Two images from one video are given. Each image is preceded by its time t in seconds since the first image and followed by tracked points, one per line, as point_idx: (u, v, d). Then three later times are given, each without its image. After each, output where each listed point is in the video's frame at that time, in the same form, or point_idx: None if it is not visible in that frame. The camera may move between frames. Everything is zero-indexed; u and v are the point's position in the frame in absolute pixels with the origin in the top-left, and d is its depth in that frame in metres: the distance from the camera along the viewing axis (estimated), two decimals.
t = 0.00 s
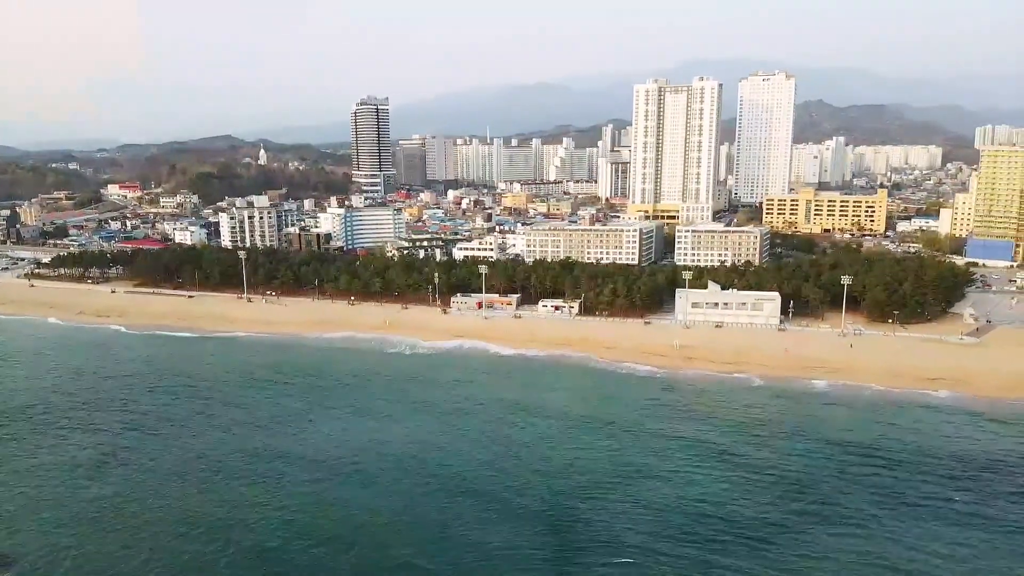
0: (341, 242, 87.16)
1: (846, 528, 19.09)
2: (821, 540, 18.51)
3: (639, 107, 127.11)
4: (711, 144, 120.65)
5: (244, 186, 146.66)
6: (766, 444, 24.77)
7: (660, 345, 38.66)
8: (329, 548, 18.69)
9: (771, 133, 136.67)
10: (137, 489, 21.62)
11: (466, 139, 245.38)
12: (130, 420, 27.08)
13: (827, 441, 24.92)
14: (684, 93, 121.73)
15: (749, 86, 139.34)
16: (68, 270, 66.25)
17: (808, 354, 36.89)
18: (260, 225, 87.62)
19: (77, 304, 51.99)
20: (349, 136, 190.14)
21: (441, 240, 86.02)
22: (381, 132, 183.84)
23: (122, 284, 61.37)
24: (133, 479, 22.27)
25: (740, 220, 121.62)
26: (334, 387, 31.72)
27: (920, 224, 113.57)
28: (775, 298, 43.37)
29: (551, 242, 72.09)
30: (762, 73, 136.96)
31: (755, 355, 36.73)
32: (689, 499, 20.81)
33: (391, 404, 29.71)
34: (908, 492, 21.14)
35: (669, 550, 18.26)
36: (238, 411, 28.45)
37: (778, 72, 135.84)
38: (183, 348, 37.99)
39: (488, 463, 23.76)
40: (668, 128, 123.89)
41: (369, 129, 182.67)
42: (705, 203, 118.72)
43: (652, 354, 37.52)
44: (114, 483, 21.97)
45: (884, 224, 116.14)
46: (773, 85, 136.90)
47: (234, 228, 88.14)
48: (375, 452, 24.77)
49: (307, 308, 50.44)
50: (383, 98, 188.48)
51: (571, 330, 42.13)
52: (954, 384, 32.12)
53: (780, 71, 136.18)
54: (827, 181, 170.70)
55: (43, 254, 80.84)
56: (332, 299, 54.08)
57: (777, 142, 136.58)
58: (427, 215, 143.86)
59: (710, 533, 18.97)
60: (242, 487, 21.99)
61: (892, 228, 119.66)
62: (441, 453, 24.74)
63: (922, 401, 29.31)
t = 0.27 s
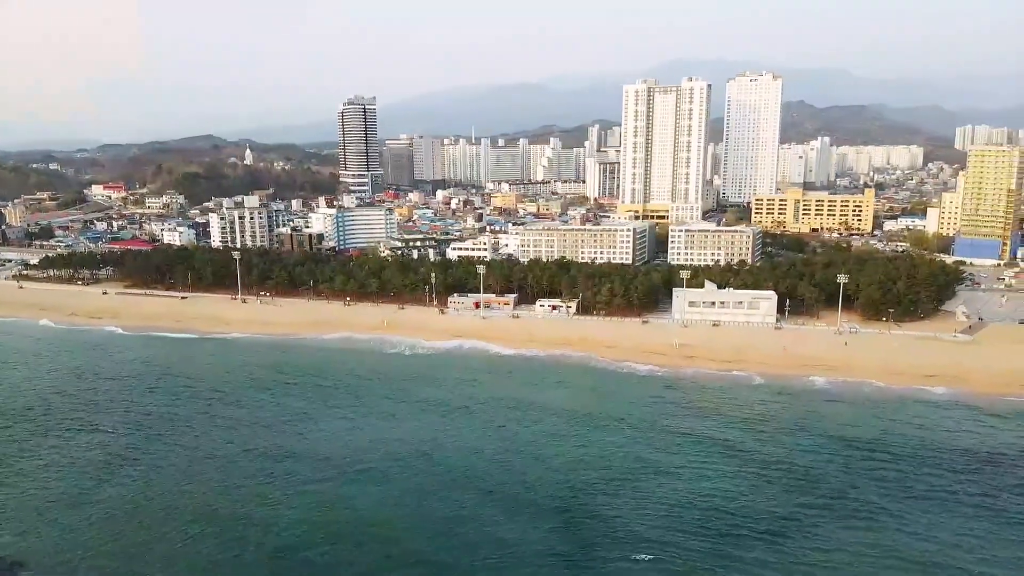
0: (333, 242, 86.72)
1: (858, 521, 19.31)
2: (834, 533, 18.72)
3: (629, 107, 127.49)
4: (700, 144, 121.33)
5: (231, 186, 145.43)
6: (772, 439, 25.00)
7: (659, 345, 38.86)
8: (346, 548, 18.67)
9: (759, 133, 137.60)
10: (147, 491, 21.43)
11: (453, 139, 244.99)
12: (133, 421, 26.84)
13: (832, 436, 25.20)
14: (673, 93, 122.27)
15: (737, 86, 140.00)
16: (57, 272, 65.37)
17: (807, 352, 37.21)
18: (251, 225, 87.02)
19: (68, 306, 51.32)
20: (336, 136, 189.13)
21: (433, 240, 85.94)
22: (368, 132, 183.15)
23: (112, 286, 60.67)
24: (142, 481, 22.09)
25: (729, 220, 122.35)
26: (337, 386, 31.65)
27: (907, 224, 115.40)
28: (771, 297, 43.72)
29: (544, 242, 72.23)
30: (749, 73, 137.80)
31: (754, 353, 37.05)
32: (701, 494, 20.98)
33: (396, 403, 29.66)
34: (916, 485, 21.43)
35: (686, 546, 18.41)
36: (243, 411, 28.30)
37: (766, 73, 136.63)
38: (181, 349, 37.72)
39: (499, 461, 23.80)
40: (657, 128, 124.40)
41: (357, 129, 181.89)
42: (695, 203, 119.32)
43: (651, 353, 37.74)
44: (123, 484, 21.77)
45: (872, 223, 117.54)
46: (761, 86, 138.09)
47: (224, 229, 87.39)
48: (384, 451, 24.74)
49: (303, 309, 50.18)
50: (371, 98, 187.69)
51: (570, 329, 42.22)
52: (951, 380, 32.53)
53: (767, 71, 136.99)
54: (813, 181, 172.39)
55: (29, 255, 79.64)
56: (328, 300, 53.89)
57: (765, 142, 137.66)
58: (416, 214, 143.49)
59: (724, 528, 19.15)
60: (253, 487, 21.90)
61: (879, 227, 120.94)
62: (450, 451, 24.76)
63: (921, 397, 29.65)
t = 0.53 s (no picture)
0: (324, 243, 86.27)
1: (869, 517, 19.35)
2: (847, 530, 18.76)
3: (618, 108, 127.83)
4: (689, 144, 121.90)
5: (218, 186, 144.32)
6: (777, 437, 25.08)
7: (658, 344, 38.98)
8: (358, 551, 18.46)
9: (747, 133, 138.39)
10: (152, 496, 21.10)
11: (440, 139, 244.65)
12: (132, 425, 26.45)
13: (835, 432, 25.33)
14: (662, 94, 122.79)
15: (725, 87, 140.66)
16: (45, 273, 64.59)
17: (804, 350, 37.51)
18: (241, 226, 86.43)
19: (58, 308, 50.77)
20: (323, 136, 188.16)
21: (425, 240, 85.77)
22: (356, 132, 182.44)
23: (103, 287, 60.02)
24: (145, 485, 21.76)
25: (719, 219, 123.04)
26: (338, 387, 31.44)
27: (894, 223, 116.87)
28: (767, 296, 44.04)
29: (538, 241, 72.31)
30: (737, 75, 138.28)
31: (753, 352, 37.24)
32: (710, 492, 21.00)
33: (398, 404, 29.48)
34: (923, 480, 21.54)
35: (699, 543, 18.38)
36: (244, 412, 28.00)
37: (754, 74, 137.31)
38: (178, 351, 37.32)
39: (506, 461, 23.71)
40: (646, 128, 124.80)
41: (344, 129, 181.09)
42: (684, 202, 119.84)
43: (651, 353, 37.83)
44: (126, 489, 21.44)
45: (860, 222, 118.70)
46: (748, 86, 138.98)
47: (214, 230, 86.63)
48: (390, 452, 24.55)
49: (298, 310, 49.92)
50: (359, 98, 187.05)
51: (567, 329, 42.30)
52: (947, 376, 32.87)
53: (755, 72, 137.46)
54: (798, 181, 173.84)
55: (14, 257, 78.52)
56: (322, 301, 53.59)
57: (753, 142, 138.51)
58: (405, 215, 143.08)
59: (737, 525, 19.12)
60: (260, 491, 21.62)
61: (867, 226, 122.14)
62: (456, 452, 24.61)
63: (920, 393, 29.97)
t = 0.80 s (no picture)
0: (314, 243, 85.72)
1: (879, 513, 19.46)
2: (855, 522, 18.97)
3: (606, 108, 128.12)
4: (677, 144, 122.48)
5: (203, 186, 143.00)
6: (781, 433, 25.21)
7: (656, 343, 39.14)
8: (372, 552, 18.28)
9: (734, 133, 139.28)
10: (156, 500, 20.78)
11: (426, 139, 244.02)
12: (132, 427, 26.06)
13: (838, 428, 25.50)
14: (651, 94, 123.28)
15: (712, 88, 141.20)
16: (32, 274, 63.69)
17: (800, 348, 37.82)
18: (231, 226, 85.65)
19: (47, 309, 50.11)
20: (309, 136, 186.99)
21: (416, 240, 85.55)
22: (342, 132, 181.50)
23: (91, 288, 59.28)
24: (149, 489, 21.42)
25: (707, 219, 123.71)
26: (339, 387, 31.23)
27: (879, 223, 118.43)
28: (762, 294, 44.37)
29: (531, 241, 72.31)
30: (724, 76, 138.93)
31: (750, 350, 37.49)
32: (719, 489, 21.06)
33: (400, 403, 29.35)
34: (929, 474, 21.71)
35: (714, 539, 18.40)
36: (245, 414, 27.71)
37: (741, 75, 137.98)
38: (173, 352, 36.90)
39: (513, 460, 23.63)
40: (635, 128, 125.24)
41: (331, 129, 180.11)
42: (673, 202, 120.41)
43: (649, 352, 37.96)
44: (130, 493, 21.11)
45: (846, 221, 119.96)
46: (735, 86, 139.86)
47: (202, 230, 85.81)
48: (395, 453, 24.38)
49: (292, 311, 49.64)
50: (345, 97, 186.08)
51: (565, 329, 42.37)
52: (942, 373, 33.28)
53: (742, 73, 138.11)
54: (784, 180, 175.26)
55: None
56: (316, 301, 53.30)
57: (740, 142, 139.47)
58: (394, 215, 142.64)
59: (749, 521, 19.15)
60: (266, 494, 21.36)
61: (852, 225, 123.49)
62: (463, 451, 24.49)
63: (916, 390, 30.33)
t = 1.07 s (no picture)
0: (303, 244, 85.10)
1: (892, 507, 19.54)
2: (866, 514, 19.20)
3: (594, 108, 128.51)
4: (665, 144, 123.13)
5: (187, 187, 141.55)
6: (786, 430, 25.34)
7: (654, 342, 39.31)
8: (386, 556, 18.01)
9: (720, 133, 140.22)
10: (162, 506, 20.37)
11: (411, 139, 243.34)
12: (131, 431, 25.57)
13: (842, 426, 25.71)
14: (638, 95, 123.83)
15: (698, 88, 143.18)
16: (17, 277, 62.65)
17: (796, 346, 38.16)
18: (219, 227, 84.81)
19: (36, 312, 49.36)
20: (294, 136, 185.71)
21: (406, 241, 85.35)
22: (327, 132, 180.47)
23: (79, 291, 58.46)
24: (154, 495, 21.01)
25: (694, 219, 124.46)
26: (340, 387, 31.03)
27: (863, 222, 120.06)
28: (756, 293, 44.70)
29: (524, 241, 72.37)
30: (709, 76, 140.55)
31: (747, 349, 37.74)
32: (731, 485, 21.10)
33: (402, 402, 29.23)
34: (936, 470, 21.88)
35: (729, 535, 18.40)
36: (246, 416, 27.35)
37: (725, 75, 139.65)
38: (169, 355, 36.46)
39: (521, 458, 23.65)
40: (622, 128, 125.68)
41: (316, 129, 179.04)
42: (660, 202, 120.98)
43: (648, 351, 38.07)
44: (134, 499, 20.67)
45: (831, 221, 121.35)
46: (720, 88, 140.40)
47: (190, 231, 84.91)
48: (402, 453, 24.18)
49: (286, 313, 49.31)
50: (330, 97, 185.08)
51: (562, 329, 42.44)
52: (937, 369, 33.74)
53: (726, 74, 139.87)
54: (768, 180, 176.84)
55: None
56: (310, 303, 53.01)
57: (725, 142, 140.52)
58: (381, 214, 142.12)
59: (763, 516, 19.19)
60: (274, 498, 21.04)
61: (837, 225, 124.93)
62: (472, 451, 24.31)
63: (913, 386, 30.71)
